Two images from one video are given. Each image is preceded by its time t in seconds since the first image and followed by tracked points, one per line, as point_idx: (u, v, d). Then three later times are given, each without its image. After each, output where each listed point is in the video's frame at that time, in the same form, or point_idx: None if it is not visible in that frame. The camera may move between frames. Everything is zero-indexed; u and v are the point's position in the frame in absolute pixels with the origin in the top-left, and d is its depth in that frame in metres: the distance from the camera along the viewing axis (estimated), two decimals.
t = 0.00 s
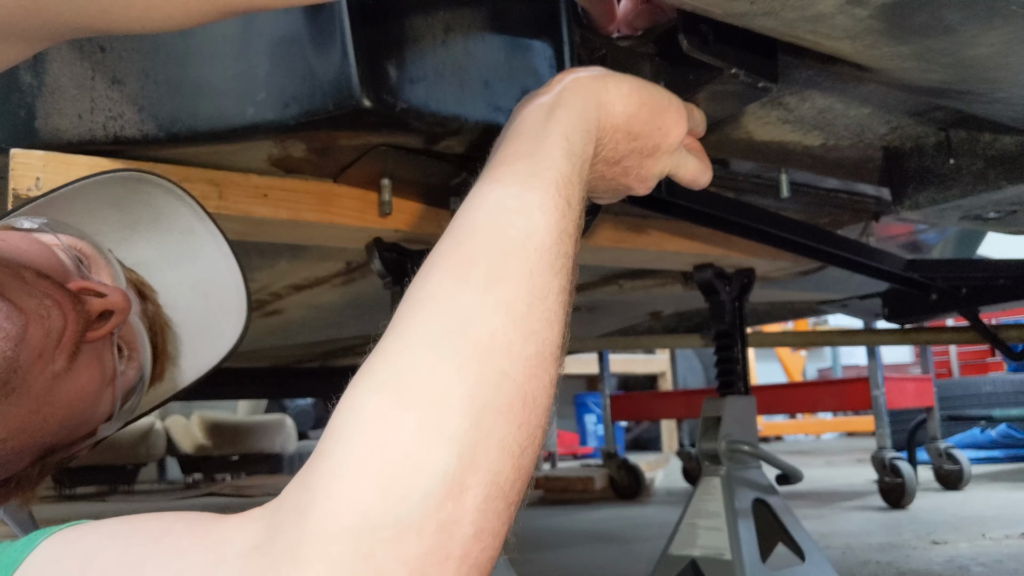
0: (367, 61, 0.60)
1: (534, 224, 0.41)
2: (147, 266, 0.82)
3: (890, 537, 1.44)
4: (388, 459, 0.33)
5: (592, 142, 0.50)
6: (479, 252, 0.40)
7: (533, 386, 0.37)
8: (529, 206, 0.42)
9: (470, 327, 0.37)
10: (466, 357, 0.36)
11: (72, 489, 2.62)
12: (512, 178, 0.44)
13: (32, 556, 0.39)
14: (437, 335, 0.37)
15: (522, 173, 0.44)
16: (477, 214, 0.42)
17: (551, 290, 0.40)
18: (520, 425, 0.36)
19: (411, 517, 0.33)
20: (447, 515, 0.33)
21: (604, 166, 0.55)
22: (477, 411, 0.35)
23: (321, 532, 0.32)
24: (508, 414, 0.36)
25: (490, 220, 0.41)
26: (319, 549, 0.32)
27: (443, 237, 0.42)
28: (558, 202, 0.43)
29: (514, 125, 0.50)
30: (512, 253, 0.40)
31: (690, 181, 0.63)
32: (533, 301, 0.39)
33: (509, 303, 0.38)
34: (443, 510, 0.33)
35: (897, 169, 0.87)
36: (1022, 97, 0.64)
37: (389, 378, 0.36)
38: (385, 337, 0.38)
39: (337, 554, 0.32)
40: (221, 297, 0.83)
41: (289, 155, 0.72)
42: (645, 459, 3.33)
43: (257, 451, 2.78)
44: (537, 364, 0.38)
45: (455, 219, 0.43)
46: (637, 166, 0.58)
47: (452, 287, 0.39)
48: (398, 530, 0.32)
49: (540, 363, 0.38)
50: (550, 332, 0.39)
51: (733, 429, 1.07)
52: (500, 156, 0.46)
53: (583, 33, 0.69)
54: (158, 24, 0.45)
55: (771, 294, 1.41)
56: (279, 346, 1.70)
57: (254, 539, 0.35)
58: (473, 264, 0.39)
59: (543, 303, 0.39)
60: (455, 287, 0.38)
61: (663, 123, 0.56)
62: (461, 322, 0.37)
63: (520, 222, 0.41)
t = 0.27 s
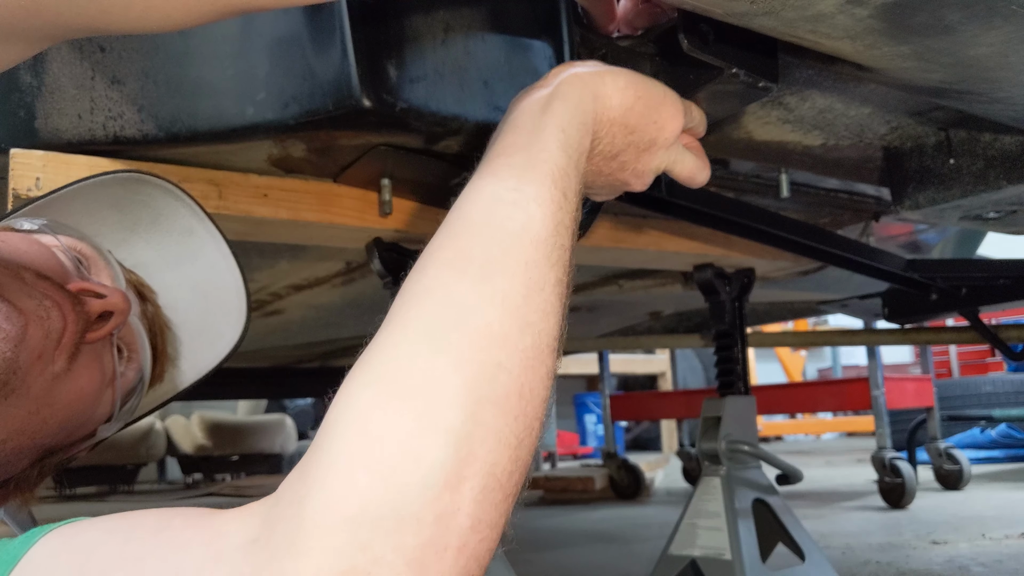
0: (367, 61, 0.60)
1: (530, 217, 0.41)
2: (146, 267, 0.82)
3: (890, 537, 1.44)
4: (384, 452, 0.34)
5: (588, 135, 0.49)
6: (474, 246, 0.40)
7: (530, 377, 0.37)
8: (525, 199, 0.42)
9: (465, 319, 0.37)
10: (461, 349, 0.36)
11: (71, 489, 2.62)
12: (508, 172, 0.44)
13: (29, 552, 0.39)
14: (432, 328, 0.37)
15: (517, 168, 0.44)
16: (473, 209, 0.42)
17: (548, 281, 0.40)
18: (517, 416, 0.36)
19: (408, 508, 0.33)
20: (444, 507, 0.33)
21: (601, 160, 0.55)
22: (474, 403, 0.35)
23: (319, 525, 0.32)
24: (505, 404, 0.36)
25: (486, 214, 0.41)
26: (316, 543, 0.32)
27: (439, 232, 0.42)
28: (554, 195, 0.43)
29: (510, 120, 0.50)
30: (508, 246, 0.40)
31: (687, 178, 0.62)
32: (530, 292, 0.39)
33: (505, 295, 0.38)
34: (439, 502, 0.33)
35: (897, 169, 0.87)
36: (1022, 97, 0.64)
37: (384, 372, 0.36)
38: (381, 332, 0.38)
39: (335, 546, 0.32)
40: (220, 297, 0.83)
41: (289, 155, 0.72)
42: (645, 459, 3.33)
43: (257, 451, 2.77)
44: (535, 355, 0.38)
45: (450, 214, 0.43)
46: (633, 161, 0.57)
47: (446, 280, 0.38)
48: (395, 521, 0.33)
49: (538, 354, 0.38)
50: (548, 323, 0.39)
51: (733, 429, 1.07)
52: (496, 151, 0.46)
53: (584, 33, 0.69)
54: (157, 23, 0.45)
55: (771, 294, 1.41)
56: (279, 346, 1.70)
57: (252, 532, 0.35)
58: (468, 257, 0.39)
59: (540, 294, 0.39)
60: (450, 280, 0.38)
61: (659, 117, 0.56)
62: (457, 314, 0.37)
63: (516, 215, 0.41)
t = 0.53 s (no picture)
0: (367, 61, 0.60)
1: (525, 195, 0.41)
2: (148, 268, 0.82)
3: (890, 537, 1.44)
4: (378, 426, 0.34)
5: (585, 118, 0.49)
6: (469, 223, 0.40)
7: (525, 353, 0.37)
8: (520, 176, 0.42)
9: (460, 294, 0.37)
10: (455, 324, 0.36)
11: (71, 489, 2.62)
12: (504, 150, 0.44)
13: (20, 545, 0.39)
14: (427, 303, 0.37)
15: (514, 146, 0.44)
16: (468, 187, 0.42)
17: (543, 259, 0.40)
18: (511, 391, 0.36)
19: (401, 481, 0.33)
20: (437, 478, 0.34)
21: (600, 146, 0.55)
22: (467, 378, 0.35)
23: (313, 498, 0.33)
24: (498, 379, 0.36)
25: (482, 191, 0.41)
26: (310, 515, 0.32)
27: (435, 210, 0.42)
28: (550, 173, 0.43)
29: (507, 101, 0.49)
30: (503, 223, 0.40)
31: (682, 174, 0.62)
32: (525, 269, 0.39)
33: (500, 271, 0.38)
34: (432, 474, 0.34)
35: (897, 169, 0.87)
36: (1023, 96, 0.64)
37: (378, 347, 0.36)
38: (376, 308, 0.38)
39: (328, 516, 0.32)
40: (220, 299, 0.83)
41: (290, 155, 0.72)
42: (644, 459, 3.33)
43: (257, 451, 2.75)
44: (530, 331, 0.38)
45: (446, 193, 0.43)
46: (630, 150, 0.57)
47: (441, 255, 0.38)
48: (388, 493, 0.33)
49: (532, 331, 0.38)
50: (543, 300, 0.39)
51: (732, 429, 1.07)
52: (493, 131, 0.46)
53: (584, 32, 0.69)
54: (157, 23, 0.45)
55: (771, 294, 1.41)
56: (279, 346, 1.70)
57: (247, 510, 0.35)
58: (463, 233, 0.39)
59: (535, 270, 0.39)
60: (445, 256, 0.38)
61: (656, 106, 0.56)
62: (451, 289, 0.37)
63: (512, 193, 0.41)
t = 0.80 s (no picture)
0: (367, 61, 0.60)
1: (529, 202, 0.41)
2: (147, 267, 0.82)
3: (890, 537, 1.44)
4: (381, 434, 0.34)
5: (587, 123, 0.50)
6: (474, 228, 0.40)
7: (528, 361, 0.37)
8: (525, 182, 0.42)
9: (464, 301, 0.37)
10: (460, 331, 0.36)
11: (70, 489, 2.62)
12: (509, 155, 0.44)
13: (24, 547, 0.39)
14: (432, 309, 0.37)
15: (518, 152, 0.44)
16: (473, 191, 0.42)
17: (547, 266, 0.40)
18: (514, 399, 0.36)
19: (404, 489, 0.33)
20: (440, 487, 0.34)
21: (601, 149, 0.55)
22: (471, 386, 0.35)
23: (316, 504, 0.33)
24: (502, 387, 0.36)
25: (486, 197, 0.41)
26: (314, 520, 0.32)
27: (438, 215, 0.42)
28: (554, 179, 0.43)
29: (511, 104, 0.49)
30: (507, 230, 0.40)
31: (683, 177, 0.62)
32: (529, 276, 0.39)
33: (505, 278, 0.38)
34: (435, 483, 0.34)
35: (897, 169, 0.87)
36: (1023, 96, 0.64)
37: (382, 354, 0.36)
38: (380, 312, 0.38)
39: (331, 524, 0.32)
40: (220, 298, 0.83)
41: (289, 154, 0.72)
42: (644, 459, 3.33)
43: (257, 451, 2.77)
44: (533, 339, 0.38)
45: (450, 196, 0.43)
46: (631, 153, 0.57)
47: (446, 261, 0.38)
48: (391, 500, 0.33)
49: (536, 338, 0.38)
50: (546, 308, 0.39)
51: (732, 429, 1.07)
52: (497, 136, 0.46)
53: (584, 32, 0.68)
54: (156, 24, 0.45)
55: (771, 294, 1.41)
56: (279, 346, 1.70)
57: (249, 515, 0.35)
58: (468, 239, 0.39)
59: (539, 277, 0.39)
60: (449, 262, 0.38)
61: (659, 109, 0.56)
62: (456, 296, 0.37)
63: (517, 199, 0.41)
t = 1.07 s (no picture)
0: (367, 62, 0.60)
1: (526, 201, 0.41)
2: (145, 266, 0.82)
3: (890, 537, 1.44)
4: (380, 432, 0.34)
5: (584, 122, 0.50)
6: (470, 227, 0.40)
7: (526, 358, 0.37)
8: (521, 181, 0.42)
9: (461, 299, 0.37)
10: (457, 329, 0.36)
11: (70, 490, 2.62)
12: (505, 155, 0.44)
13: (24, 546, 0.39)
14: (428, 308, 0.37)
15: (514, 151, 0.44)
16: (469, 191, 0.42)
17: (544, 264, 0.40)
18: (513, 396, 0.36)
19: (403, 486, 0.33)
20: (439, 484, 0.34)
21: (599, 148, 0.55)
22: (470, 384, 0.35)
23: (316, 502, 0.33)
24: (500, 383, 0.36)
25: (482, 197, 0.41)
26: (313, 519, 0.32)
27: (436, 215, 0.42)
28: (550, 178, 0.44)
29: (508, 104, 0.49)
30: (503, 229, 0.40)
31: (681, 175, 0.61)
32: (526, 274, 0.39)
33: (502, 275, 0.38)
34: (435, 479, 0.34)
35: (897, 169, 0.87)
36: (1022, 96, 0.64)
37: (380, 353, 0.36)
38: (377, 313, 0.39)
39: (331, 522, 0.32)
40: (217, 296, 0.83)
41: (289, 154, 0.72)
42: (645, 459, 3.33)
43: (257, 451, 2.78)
44: (531, 336, 0.38)
45: (446, 197, 0.43)
46: (628, 152, 0.57)
47: (443, 260, 0.39)
48: (391, 498, 0.33)
49: (534, 335, 0.38)
50: (544, 306, 0.39)
51: (732, 429, 1.07)
52: (493, 136, 0.46)
53: (583, 33, 0.68)
54: (155, 25, 0.45)
55: (771, 294, 1.41)
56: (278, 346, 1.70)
57: (250, 513, 0.35)
58: (465, 237, 0.39)
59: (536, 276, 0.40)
60: (446, 261, 0.39)
61: (656, 108, 0.55)
62: (452, 295, 0.37)
63: (513, 199, 0.41)
